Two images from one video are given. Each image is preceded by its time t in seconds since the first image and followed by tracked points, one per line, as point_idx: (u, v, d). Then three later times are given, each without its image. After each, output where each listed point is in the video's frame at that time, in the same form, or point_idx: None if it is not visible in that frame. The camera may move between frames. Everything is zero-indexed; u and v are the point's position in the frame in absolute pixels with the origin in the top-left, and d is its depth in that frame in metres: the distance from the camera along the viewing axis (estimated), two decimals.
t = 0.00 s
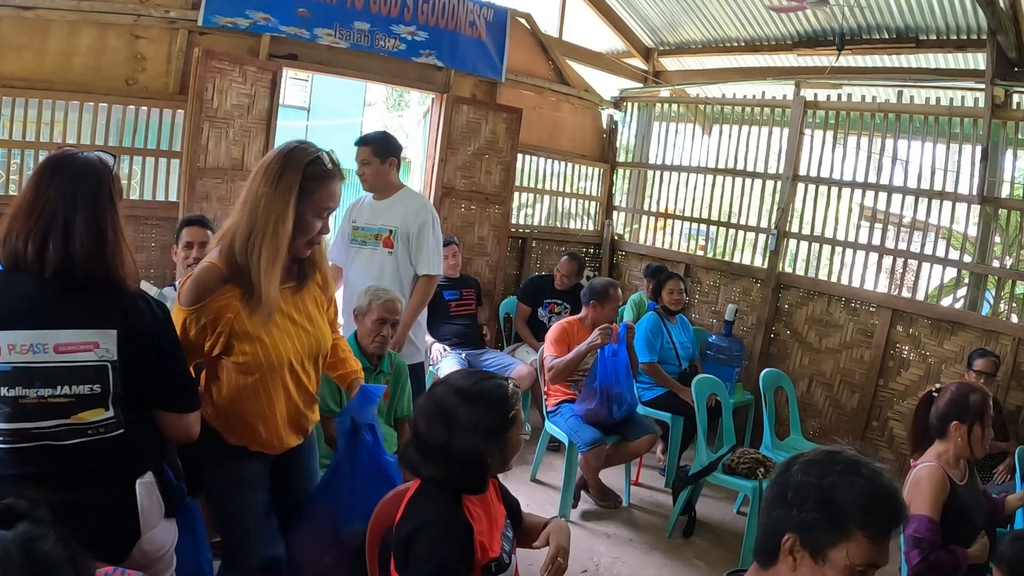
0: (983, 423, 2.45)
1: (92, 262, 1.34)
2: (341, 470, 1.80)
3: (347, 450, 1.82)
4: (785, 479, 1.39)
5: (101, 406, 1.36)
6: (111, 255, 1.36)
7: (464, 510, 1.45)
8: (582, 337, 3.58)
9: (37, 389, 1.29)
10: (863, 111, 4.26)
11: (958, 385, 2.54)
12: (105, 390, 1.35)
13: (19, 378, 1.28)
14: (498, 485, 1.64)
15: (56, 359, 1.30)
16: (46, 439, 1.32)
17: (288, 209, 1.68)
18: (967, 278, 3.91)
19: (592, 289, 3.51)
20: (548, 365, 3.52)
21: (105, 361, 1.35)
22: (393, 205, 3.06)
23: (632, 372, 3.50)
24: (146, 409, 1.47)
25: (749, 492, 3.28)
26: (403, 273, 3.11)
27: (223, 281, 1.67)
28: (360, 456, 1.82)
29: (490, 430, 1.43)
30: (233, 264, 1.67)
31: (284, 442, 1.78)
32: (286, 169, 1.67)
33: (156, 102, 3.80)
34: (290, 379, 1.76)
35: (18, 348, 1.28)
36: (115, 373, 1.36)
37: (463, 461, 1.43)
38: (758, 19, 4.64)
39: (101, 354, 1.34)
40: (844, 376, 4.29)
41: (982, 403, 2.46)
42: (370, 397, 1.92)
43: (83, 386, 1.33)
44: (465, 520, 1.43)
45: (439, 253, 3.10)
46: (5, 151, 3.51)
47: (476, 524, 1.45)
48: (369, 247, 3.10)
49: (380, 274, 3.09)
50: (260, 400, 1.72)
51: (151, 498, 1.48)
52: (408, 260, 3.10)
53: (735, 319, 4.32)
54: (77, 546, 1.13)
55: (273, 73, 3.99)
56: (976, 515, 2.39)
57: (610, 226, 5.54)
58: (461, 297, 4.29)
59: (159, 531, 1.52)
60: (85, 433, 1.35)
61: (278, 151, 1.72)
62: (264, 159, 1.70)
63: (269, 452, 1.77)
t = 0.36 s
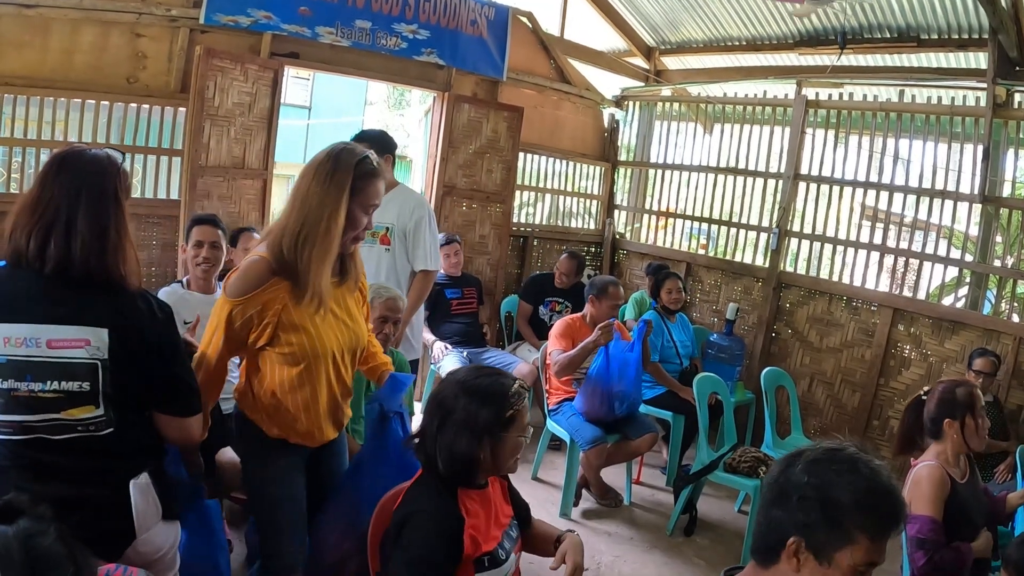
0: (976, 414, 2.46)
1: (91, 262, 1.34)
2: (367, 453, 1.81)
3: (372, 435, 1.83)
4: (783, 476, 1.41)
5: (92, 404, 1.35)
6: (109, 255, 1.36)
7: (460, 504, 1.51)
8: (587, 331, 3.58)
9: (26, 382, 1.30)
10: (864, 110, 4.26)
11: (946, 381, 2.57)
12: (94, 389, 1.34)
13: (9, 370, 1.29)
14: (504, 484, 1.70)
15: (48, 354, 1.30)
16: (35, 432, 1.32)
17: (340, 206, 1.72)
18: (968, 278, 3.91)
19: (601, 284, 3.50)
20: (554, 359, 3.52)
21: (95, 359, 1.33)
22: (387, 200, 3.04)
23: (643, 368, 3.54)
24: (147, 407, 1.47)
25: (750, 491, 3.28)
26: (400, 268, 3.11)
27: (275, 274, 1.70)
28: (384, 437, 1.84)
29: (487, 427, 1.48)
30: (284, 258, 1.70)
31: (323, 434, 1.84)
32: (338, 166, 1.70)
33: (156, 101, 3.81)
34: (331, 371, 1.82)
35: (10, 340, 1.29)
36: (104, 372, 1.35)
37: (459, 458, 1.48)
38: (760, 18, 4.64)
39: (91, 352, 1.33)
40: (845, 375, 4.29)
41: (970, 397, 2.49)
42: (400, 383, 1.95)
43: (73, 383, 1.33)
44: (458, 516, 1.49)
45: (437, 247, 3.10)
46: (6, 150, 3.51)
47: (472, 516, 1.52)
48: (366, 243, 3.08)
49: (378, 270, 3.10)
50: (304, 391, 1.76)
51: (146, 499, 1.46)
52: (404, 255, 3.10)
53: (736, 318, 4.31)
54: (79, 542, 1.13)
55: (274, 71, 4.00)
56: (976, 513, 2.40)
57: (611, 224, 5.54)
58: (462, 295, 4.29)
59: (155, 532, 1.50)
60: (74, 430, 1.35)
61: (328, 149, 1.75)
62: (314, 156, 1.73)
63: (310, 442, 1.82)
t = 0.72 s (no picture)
0: (972, 408, 2.47)
1: (97, 259, 1.34)
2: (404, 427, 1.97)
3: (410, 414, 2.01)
4: (794, 486, 1.44)
5: (88, 396, 1.36)
6: (116, 254, 1.36)
7: (456, 493, 1.51)
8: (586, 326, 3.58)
9: (27, 370, 1.32)
10: (867, 109, 4.25)
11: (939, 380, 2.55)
12: (90, 381, 1.35)
13: (12, 357, 1.32)
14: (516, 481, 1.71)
15: (48, 343, 1.32)
16: (35, 419, 1.35)
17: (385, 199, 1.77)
18: (971, 276, 3.92)
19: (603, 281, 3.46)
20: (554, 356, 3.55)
21: (94, 352, 1.33)
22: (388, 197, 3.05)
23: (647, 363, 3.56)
24: (155, 402, 1.47)
25: (753, 489, 3.29)
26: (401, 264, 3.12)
27: (323, 264, 1.75)
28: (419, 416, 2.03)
29: (488, 420, 1.51)
30: (330, 249, 1.75)
31: (359, 421, 1.89)
32: (382, 160, 1.75)
33: (159, 98, 3.82)
34: (370, 359, 1.87)
35: (15, 327, 1.31)
36: (101, 366, 1.35)
37: (458, 451, 1.50)
38: (762, 16, 4.64)
39: (89, 345, 1.33)
40: (847, 373, 4.29)
41: (963, 391, 2.49)
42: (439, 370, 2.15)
43: (70, 373, 1.33)
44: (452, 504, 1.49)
45: (439, 244, 3.11)
46: (9, 147, 3.52)
47: (469, 506, 1.52)
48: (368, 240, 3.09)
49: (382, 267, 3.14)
50: (346, 378, 1.82)
51: (142, 497, 1.47)
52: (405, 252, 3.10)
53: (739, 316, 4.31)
54: (82, 534, 1.13)
55: (277, 69, 4.00)
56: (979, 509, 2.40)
57: (614, 223, 5.54)
58: (465, 293, 4.29)
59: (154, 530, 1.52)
60: (70, 420, 1.37)
61: (369, 143, 1.80)
62: (357, 150, 1.78)
63: (348, 429, 1.87)
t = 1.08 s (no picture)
0: (970, 404, 2.49)
1: (147, 258, 1.38)
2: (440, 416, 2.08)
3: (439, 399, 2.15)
4: (807, 485, 1.47)
5: (119, 389, 1.38)
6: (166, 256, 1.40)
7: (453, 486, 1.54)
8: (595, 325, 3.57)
9: (63, 356, 1.36)
10: (870, 107, 4.25)
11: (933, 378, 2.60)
12: (124, 374, 1.37)
13: (51, 342, 1.36)
14: (526, 477, 1.73)
15: (86, 333, 1.35)
16: (65, 405, 1.38)
17: (421, 197, 1.78)
18: (974, 275, 3.91)
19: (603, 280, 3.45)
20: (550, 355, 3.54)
21: (129, 347, 1.36)
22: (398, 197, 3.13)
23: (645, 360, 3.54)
24: (169, 399, 1.47)
25: (756, 487, 3.29)
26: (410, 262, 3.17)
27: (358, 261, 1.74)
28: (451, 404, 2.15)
29: (489, 413, 1.53)
30: (369, 247, 1.75)
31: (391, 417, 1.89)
32: (419, 159, 1.76)
33: (162, 95, 3.84)
34: (402, 356, 1.87)
35: (59, 313, 1.36)
36: (135, 361, 1.38)
37: (459, 444, 1.53)
38: (766, 14, 4.64)
39: (126, 340, 1.36)
40: (850, 372, 4.29)
41: (959, 388, 2.52)
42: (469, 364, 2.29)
43: (105, 364, 1.37)
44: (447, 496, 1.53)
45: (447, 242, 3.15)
46: (12, 144, 3.55)
47: (465, 498, 1.55)
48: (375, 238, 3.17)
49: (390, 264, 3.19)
50: (377, 374, 1.81)
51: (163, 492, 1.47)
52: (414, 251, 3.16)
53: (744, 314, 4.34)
54: (83, 528, 1.12)
55: (280, 66, 4.00)
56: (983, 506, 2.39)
57: (617, 221, 5.54)
58: (468, 290, 4.29)
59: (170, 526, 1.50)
60: (99, 410, 1.39)
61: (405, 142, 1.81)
62: (394, 149, 1.79)
63: (375, 426, 1.85)
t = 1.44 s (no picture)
0: (970, 401, 2.49)
1: (205, 259, 1.46)
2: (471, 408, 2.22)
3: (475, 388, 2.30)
4: (823, 482, 1.48)
5: (156, 372, 1.42)
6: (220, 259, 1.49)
7: (452, 480, 1.59)
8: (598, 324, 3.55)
9: (103, 339, 1.40)
10: (874, 106, 4.24)
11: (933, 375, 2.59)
12: (163, 358, 1.42)
13: (90, 325, 1.40)
14: (535, 475, 1.75)
15: (126, 318, 1.40)
16: (102, 387, 1.41)
17: (461, 207, 1.81)
18: (978, 275, 3.90)
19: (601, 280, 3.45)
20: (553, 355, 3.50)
21: (171, 332, 1.42)
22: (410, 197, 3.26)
23: (644, 360, 3.51)
24: (182, 388, 1.49)
25: (759, 486, 3.29)
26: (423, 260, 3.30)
27: (401, 268, 1.76)
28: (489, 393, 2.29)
29: (488, 405, 1.58)
30: (408, 256, 1.77)
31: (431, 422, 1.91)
32: (458, 169, 1.79)
33: (166, 92, 3.87)
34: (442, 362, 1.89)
35: (100, 299, 1.40)
36: (175, 346, 1.43)
37: (460, 436, 1.60)
38: (770, 12, 4.63)
39: (167, 325, 1.41)
40: (853, 371, 4.28)
41: (959, 385, 2.52)
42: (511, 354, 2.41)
43: (144, 347, 1.41)
44: (445, 487, 1.58)
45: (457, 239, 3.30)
46: (15, 141, 3.59)
47: (462, 492, 1.59)
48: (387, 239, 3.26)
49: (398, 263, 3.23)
50: (419, 380, 1.84)
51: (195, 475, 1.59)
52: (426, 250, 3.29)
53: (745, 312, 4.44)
54: (87, 524, 1.12)
55: (283, 64, 4.00)
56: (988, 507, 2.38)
57: (620, 220, 5.53)
58: (472, 289, 4.29)
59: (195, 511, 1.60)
60: (137, 392, 1.42)
61: (444, 151, 1.83)
62: (432, 158, 1.81)
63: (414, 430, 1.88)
